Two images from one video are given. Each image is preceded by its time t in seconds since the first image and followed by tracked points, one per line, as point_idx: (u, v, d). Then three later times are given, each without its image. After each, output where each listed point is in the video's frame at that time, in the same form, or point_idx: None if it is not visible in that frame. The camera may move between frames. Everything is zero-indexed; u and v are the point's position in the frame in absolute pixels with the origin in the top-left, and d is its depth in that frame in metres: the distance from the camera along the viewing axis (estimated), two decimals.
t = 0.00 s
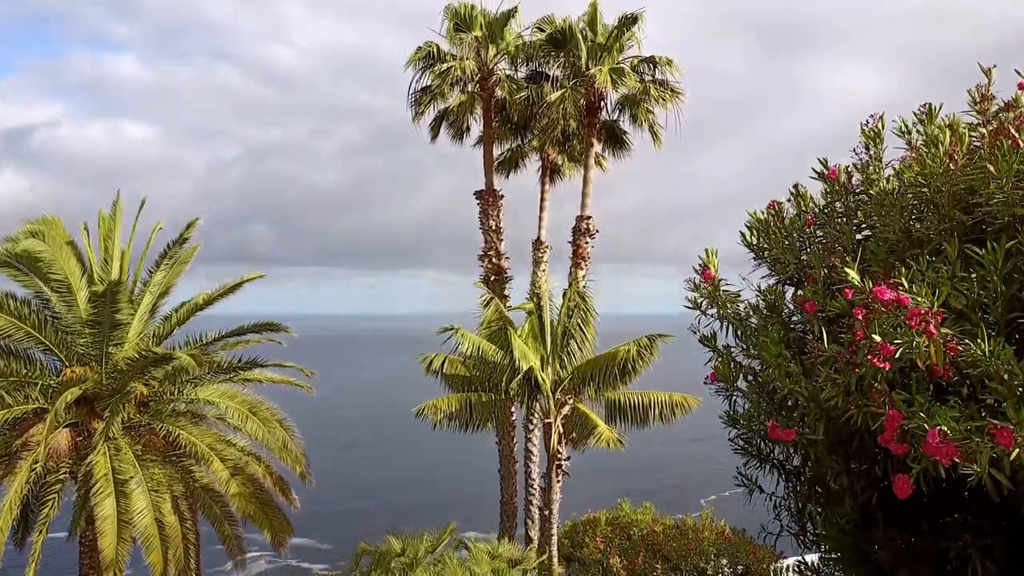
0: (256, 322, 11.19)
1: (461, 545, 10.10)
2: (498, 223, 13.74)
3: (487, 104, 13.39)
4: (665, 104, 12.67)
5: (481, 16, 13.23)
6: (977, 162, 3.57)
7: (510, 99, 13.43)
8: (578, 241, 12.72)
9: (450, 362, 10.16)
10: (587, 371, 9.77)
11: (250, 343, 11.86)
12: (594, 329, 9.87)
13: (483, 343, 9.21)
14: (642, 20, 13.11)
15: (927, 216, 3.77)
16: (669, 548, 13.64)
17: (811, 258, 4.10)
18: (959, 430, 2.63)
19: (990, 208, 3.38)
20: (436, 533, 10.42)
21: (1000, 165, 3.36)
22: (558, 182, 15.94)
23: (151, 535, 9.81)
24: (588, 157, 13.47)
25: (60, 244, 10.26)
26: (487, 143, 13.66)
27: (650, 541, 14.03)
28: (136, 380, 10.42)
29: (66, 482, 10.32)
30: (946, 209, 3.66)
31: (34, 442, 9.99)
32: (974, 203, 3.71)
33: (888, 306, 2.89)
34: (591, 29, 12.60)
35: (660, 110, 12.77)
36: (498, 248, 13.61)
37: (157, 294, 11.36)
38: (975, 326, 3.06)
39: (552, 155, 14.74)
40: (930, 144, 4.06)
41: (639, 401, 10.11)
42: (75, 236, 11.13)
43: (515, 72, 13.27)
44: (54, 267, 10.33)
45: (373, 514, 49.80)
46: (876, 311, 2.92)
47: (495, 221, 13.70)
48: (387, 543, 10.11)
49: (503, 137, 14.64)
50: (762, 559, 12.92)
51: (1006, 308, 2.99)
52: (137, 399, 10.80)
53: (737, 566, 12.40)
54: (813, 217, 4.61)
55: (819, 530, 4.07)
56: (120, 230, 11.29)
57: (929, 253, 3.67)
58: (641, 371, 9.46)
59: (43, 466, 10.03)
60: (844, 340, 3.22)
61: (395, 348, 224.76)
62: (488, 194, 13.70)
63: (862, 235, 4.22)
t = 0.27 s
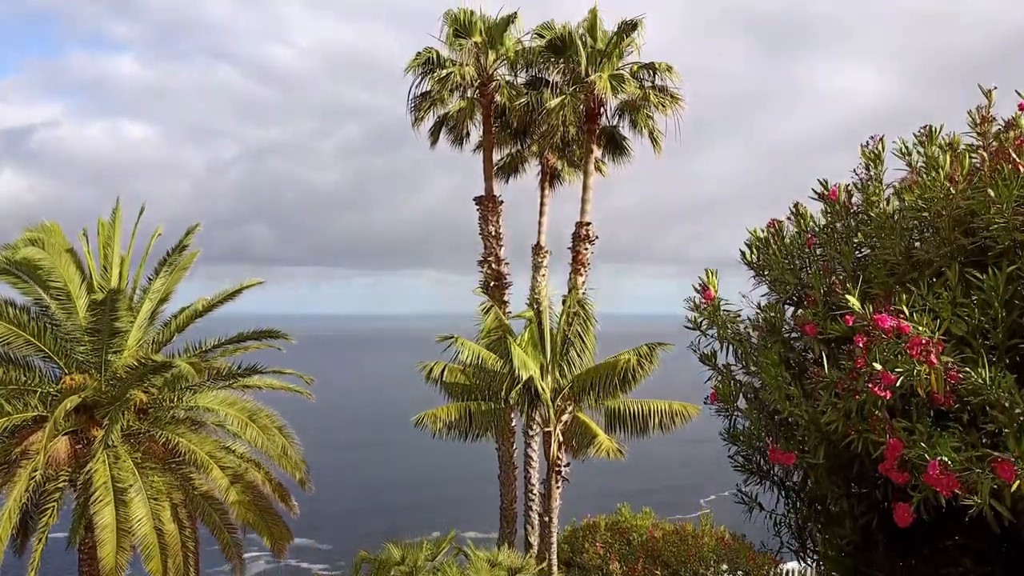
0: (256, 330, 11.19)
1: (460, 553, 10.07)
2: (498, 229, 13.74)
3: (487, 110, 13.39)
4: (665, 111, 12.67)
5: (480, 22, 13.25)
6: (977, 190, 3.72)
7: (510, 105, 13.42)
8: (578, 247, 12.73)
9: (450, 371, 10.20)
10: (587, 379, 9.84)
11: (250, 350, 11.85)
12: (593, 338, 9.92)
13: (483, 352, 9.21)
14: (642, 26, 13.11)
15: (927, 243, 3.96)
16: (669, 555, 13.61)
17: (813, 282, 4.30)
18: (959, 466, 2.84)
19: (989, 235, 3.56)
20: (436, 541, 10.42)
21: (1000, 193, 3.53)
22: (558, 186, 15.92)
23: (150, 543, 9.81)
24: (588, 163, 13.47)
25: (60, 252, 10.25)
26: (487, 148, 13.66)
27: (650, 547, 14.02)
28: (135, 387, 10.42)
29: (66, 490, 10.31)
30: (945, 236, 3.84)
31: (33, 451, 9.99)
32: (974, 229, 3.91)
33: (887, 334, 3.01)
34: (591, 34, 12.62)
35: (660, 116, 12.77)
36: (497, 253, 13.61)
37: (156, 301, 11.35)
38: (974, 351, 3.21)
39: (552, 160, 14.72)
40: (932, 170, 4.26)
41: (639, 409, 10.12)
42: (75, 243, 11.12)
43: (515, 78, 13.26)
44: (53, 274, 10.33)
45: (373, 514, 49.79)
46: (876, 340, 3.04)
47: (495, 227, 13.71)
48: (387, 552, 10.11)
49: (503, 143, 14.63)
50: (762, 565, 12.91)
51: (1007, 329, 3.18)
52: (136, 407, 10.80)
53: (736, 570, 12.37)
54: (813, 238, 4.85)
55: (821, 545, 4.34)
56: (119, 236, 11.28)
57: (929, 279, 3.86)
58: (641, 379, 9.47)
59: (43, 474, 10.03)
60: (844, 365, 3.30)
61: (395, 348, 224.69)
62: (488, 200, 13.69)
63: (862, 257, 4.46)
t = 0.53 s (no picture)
0: (256, 337, 11.20)
1: (457, 562, 10.03)
2: (497, 234, 13.74)
3: (487, 116, 13.39)
4: (665, 117, 12.68)
5: (480, 28, 13.25)
6: (976, 214, 3.95)
7: (510, 111, 13.41)
8: (577, 254, 12.73)
9: (450, 379, 10.22)
10: (587, 389, 9.79)
11: (250, 357, 11.85)
12: (593, 348, 9.97)
13: (483, 361, 9.23)
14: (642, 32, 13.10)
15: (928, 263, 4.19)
16: (669, 560, 13.62)
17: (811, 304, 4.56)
18: (960, 498, 3.09)
19: (988, 260, 3.80)
20: (436, 549, 10.42)
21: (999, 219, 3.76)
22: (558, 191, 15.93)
23: (149, 552, 9.80)
24: (588, 170, 13.48)
25: (59, 260, 10.24)
26: (486, 154, 13.66)
27: (650, 553, 14.00)
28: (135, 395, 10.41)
29: (65, 498, 10.30)
30: (945, 255, 4.06)
31: (32, 459, 9.98)
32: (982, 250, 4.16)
33: (887, 360, 3.23)
34: (591, 41, 12.63)
35: (660, 122, 12.77)
36: (497, 259, 13.61)
37: (156, 308, 11.35)
38: (974, 375, 3.42)
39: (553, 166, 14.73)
40: (932, 193, 4.51)
41: (638, 417, 10.16)
42: (74, 249, 11.10)
43: (515, 84, 13.27)
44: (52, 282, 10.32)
45: (373, 515, 49.80)
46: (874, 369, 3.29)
47: (495, 233, 13.70)
48: (386, 561, 10.10)
49: (502, 148, 14.63)
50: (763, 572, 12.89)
51: (1009, 359, 3.36)
52: (136, 414, 10.80)
53: None
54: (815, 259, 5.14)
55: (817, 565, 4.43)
56: (119, 243, 11.26)
57: (933, 299, 4.07)
58: (641, 389, 9.49)
59: (42, 483, 10.01)
60: (845, 391, 3.53)
61: (395, 348, 224.78)
62: (488, 206, 13.69)
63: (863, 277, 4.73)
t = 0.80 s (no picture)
0: (255, 345, 11.20)
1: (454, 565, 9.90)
2: (497, 240, 13.73)
3: (486, 122, 13.39)
4: (665, 124, 12.68)
5: (480, 34, 13.26)
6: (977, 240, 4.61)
7: (509, 118, 13.36)
8: (576, 260, 12.73)
9: (450, 389, 10.22)
10: (587, 398, 9.91)
11: (249, 364, 11.84)
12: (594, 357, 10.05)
13: (483, 369, 9.27)
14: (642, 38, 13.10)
15: (930, 287, 4.88)
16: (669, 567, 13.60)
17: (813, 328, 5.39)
18: (959, 531, 4.12)
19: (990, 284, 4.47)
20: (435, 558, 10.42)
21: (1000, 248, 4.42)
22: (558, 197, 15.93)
23: (148, 561, 9.80)
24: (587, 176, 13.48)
25: (58, 269, 10.23)
26: (486, 160, 13.66)
27: (650, 559, 13.99)
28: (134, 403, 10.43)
29: (65, 507, 10.31)
30: (945, 276, 4.81)
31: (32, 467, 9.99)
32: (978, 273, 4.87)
33: (886, 389, 3.98)
34: (591, 47, 12.64)
35: (660, 129, 12.76)
36: (496, 265, 13.62)
37: (155, 315, 11.35)
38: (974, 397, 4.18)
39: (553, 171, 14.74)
40: (937, 218, 5.15)
41: (637, 426, 10.20)
42: (74, 256, 11.11)
43: (514, 90, 13.26)
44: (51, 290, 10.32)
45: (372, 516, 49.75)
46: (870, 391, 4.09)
47: (494, 239, 13.70)
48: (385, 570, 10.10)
49: (502, 154, 14.63)
50: None
51: (1009, 383, 4.10)
52: (136, 422, 10.81)
53: None
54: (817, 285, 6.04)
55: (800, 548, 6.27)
56: (118, 250, 11.26)
57: (933, 320, 4.83)
58: (641, 396, 9.56)
59: (42, 491, 10.02)
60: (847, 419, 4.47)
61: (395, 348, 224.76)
62: (487, 211, 13.68)
63: (862, 300, 5.60)
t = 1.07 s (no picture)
0: (255, 352, 11.23)
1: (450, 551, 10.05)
2: (497, 246, 13.72)
3: (486, 129, 13.37)
4: (664, 131, 12.70)
5: (480, 39, 13.27)
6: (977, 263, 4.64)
7: (509, 125, 13.32)
8: (576, 265, 12.82)
9: (450, 397, 10.25)
10: (588, 406, 9.87)
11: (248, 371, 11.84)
12: (593, 365, 10.08)
13: (482, 378, 9.31)
14: (643, 44, 13.12)
15: (930, 309, 4.92)
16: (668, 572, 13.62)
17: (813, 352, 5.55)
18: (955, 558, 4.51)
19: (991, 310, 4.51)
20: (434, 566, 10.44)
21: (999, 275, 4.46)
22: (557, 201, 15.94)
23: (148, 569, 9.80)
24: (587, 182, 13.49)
25: (58, 276, 10.26)
26: (485, 166, 13.66)
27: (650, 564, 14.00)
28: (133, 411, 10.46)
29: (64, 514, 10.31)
30: (946, 300, 4.86)
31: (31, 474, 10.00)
32: (979, 295, 4.91)
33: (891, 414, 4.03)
34: (591, 53, 12.67)
35: (660, 135, 12.77)
36: (496, 271, 13.62)
37: (154, 323, 11.34)
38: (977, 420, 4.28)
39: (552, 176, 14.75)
40: (937, 241, 5.21)
41: (637, 435, 10.30)
42: (73, 263, 11.11)
43: (514, 96, 13.25)
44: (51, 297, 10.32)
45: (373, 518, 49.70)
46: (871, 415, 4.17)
47: (494, 245, 13.69)
48: None
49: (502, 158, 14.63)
50: None
51: (1010, 409, 4.18)
52: (136, 428, 10.84)
53: None
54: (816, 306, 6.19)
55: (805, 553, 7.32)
56: (117, 257, 11.23)
57: (937, 343, 4.88)
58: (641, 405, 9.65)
59: (41, 499, 10.03)
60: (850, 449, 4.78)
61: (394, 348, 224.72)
62: (487, 217, 13.67)
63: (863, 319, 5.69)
